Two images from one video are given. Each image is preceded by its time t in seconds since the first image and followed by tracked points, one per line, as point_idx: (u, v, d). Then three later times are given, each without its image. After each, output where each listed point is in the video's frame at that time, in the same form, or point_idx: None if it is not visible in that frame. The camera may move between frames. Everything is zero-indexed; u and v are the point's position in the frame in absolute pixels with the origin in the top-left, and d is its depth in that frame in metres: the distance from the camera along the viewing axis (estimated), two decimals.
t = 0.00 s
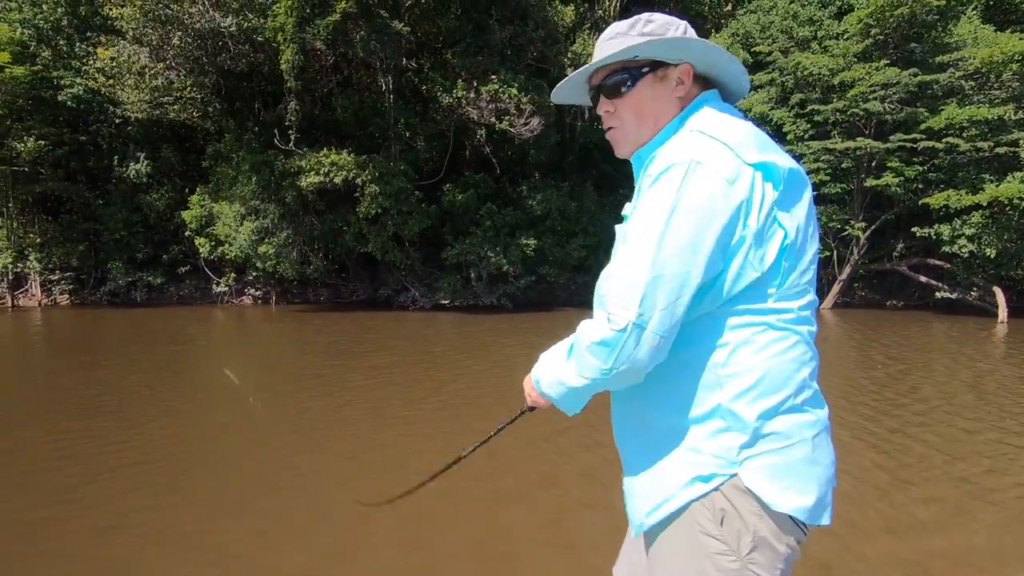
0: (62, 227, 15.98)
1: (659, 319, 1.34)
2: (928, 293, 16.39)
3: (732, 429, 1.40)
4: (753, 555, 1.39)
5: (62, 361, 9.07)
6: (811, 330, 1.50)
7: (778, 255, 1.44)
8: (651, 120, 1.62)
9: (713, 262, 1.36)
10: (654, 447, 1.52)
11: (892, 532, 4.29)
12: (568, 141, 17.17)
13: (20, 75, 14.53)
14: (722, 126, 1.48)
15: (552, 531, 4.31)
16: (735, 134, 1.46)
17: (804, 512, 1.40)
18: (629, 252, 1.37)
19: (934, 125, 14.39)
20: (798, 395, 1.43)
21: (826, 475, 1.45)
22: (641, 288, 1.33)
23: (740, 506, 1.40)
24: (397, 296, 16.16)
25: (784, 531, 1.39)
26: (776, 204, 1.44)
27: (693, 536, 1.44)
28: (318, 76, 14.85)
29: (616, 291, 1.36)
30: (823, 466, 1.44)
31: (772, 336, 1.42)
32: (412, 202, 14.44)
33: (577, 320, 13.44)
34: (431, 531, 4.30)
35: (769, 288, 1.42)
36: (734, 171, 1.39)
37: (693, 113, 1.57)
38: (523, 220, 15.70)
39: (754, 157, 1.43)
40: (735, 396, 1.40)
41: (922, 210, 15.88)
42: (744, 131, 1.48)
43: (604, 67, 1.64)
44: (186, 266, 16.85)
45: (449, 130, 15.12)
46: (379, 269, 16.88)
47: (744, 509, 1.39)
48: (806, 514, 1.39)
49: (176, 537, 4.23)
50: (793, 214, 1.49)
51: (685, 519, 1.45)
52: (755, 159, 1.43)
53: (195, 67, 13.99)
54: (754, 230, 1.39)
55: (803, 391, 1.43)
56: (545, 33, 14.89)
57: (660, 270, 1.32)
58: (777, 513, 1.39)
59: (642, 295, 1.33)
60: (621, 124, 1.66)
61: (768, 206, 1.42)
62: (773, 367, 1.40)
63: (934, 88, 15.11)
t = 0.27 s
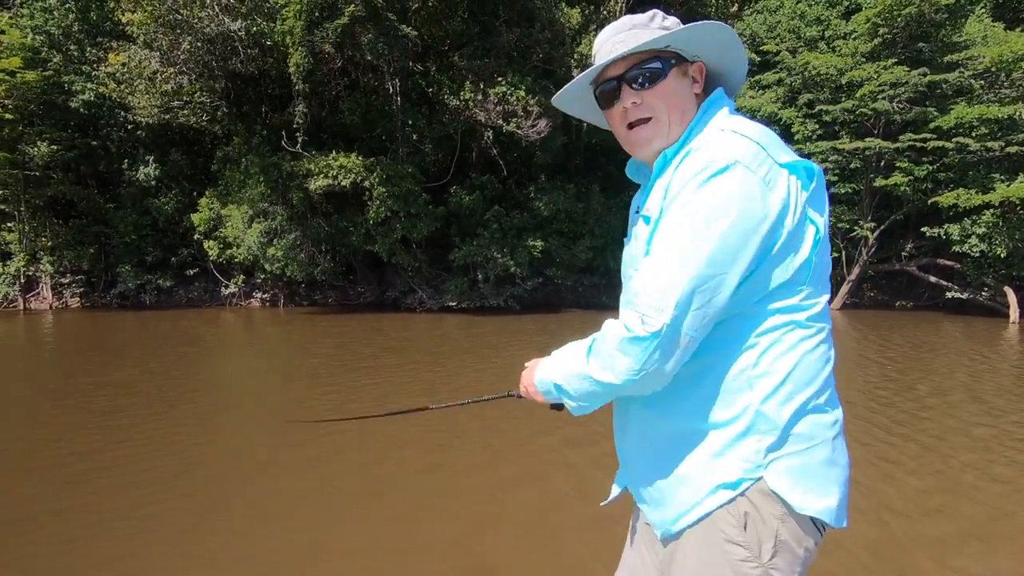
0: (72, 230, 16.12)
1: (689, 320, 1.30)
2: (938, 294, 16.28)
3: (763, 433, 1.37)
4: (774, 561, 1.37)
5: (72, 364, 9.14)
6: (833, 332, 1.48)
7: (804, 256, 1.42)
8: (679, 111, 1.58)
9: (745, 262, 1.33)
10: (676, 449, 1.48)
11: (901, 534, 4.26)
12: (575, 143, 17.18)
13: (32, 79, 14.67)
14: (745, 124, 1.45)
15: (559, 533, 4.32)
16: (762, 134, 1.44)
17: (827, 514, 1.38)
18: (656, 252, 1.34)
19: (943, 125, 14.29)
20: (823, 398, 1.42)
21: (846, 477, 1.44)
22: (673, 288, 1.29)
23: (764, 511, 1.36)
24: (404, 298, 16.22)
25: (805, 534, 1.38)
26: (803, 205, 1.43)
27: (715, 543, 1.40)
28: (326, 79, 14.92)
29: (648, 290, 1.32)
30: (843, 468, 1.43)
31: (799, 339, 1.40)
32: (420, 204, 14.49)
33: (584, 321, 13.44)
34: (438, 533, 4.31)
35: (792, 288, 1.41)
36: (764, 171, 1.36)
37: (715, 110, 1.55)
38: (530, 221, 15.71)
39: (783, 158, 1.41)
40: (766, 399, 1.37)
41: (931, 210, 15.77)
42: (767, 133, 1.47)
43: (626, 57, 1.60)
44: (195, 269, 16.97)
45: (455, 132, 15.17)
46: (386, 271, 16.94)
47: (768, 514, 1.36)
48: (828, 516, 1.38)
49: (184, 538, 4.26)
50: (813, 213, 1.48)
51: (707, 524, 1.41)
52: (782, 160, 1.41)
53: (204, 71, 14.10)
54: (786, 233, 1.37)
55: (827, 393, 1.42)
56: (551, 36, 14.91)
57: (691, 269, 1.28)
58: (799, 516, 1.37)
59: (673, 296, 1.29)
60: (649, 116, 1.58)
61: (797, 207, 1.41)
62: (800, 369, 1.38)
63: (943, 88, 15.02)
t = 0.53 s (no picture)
0: (80, 234, 16.22)
1: (715, 327, 1.26)
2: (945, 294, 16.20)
3: (787, 439, 1.35)
4: (794, 566, 1.35)
5: (80, 367, 9.20)
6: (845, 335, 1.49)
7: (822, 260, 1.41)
8: (690, 112, 1.57)
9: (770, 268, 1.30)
10: (695, 457, 1.44)
11: (908, 534, 4.25)
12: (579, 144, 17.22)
13: (41, 84, 14.75)
14: (763, 127, 1.43)
15: (566, 533, 4.33)
16: (779, 136, 1.42)
17: (843, 516, 1.39)
18: (681, 255, 1.29)
19: (950, 125, 14.22)
20: (840, 401, 1.42)
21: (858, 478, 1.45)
22: (701, 294, 1.25)
23: (786, 515, 1.34)
24: (409, 300, 16.26)
25: (823, 538, 1.37)
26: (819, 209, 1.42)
27: (737, 548, 1.36)
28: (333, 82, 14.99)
29: (671, 297, 1.27)
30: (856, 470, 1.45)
31: (818, 343, 1.39)
32: (426, 206, 14.52)
33: (589, 323, 13.45)
34: (445, 533, 4.33)
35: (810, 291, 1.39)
36: (786, 174, 1.35)
37: (727, 111, 1.53)
38: (536, 223, 15.74)
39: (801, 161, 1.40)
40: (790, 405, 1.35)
41: (939, 210, 15.70)
42: (783, 135, 1.45)
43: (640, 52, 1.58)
44: (202, 272, 17.07)
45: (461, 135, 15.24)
46: (391, 274, 16.99)
47: (790, 519, 1.34)
48: (845, 518, 1.39)
49: (193, 538, 4.29)
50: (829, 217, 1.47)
51: (728, 530, 1.38)
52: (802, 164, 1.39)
53: (212, 75, 14.19)
54: (807, 237, 1.35)
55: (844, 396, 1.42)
56: (556, 38, 14.95)
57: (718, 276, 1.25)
58: (818, 519, 1.36)
59: (701, 303, 1.25)
60: (662, 113, 1.57)
61: (816, 211, 1.40)
62: (822, 373, 1.37)
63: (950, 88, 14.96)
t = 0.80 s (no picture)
0: (87, 236, 16.30)
1: (723, 334, 1.25)
2: (952, 295, 16.12)
3: (793, 442, 1.34)
4: (798, 569, 1.34)
5: (85, 368, 9.23)
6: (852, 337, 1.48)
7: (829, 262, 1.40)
8: (695, 111, 1.58)
9: (775, 273, 1.29)
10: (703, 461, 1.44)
11: (911, 536, 4.23)
12: (584, 146, 17.21)
13: (49, 88, 14.78)
14: (769, 130, 1.42)
15: (567, 536, 4.33)
16: (783, 137, 1.41)
17: (849, 519, 1.39)
18: (688, 263, 1.28)
19: (957, 125, 14.16)
20: (847, 404, 1.41)
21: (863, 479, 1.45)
22: (707, 303, 1.24)
23: (790, 518, 1.33)
24: (415, 301, 16.28)
25: (827, 542, 1.36)
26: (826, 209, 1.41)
27: (741, 552, 1.35)
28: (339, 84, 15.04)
29: (674, 306, 1.26)
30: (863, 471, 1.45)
31: (824, 346, 1.38)
32: (432, 208, 14.53)
33: (595, 324, 13.44)
34: (446, 535, 4.33)
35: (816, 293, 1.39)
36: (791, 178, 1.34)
37: (733, 113, 1.53)
38: (540, 224, 15.75)
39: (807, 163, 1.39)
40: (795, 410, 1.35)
41: (945, 210, 15.62)
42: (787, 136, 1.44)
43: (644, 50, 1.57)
44: (208, 273, 17.12)
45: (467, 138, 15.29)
46: (396, 275, 17.02)
47: (794, 522, 1.33)
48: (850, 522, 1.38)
49: (196, 540, 4.31)
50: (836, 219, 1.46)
51: (733, 534, 1.36)
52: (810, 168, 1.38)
53: (219, 78, 14.26)
54: (812, 239, 1.34)
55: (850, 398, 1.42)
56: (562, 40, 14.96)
57: (725, 284, 1.24)
58: (823, 521, 1.35)
59: (708, 310, 1.24)
60: (668, 110, 1.57)
61: (823, 212, 1.39)
62: (829, 376, 1.37)
63: (956, 88, 14.90)
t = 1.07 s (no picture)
0: (92, 237, 16.39)
1: (732, 345, 1.25)
2: (957, 295, 16.07)
3: (795, 447, 1.35)
4: (795, 571, 1.34)
5: (88, 368, 9.26)
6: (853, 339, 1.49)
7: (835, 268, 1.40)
8: (695, 109, 1.57)
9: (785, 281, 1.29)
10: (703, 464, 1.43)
11: (912, 536, 4.21)
12: (587, 146, 17.22)
13: (54, 89, 14.72)
14: (774, 131, 1.42)
15: (566, 535, 4.33)
16: (789, 140, 1.41)
17: (844, 520, 1.40)
18: (695, 271, 1.27)
19: (962, 125, 14.12)
20: (845, 405, 1.43)
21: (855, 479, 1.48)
22: (717, 314, 1.23)
23: (788, 521, 1.34)
24: (418, 302, 16.31)
25: (823, 543, 1.37)
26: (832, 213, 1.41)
27: (739, 555, 1.35)
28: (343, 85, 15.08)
29: (690, 317, 1.25)
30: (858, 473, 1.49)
31: (828, 351, 1.38)
32: (436, 208, 14.55)
33: (597, 324, 13.46)
34: (445, 534, 4.34)
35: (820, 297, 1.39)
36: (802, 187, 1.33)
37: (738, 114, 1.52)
38: (544, 225, 15.77)
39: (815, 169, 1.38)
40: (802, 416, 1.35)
41: (950, 210, 15.58)
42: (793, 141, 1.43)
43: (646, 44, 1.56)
44: (212, 274, 17.19)
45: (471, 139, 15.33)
46: (399, 276, 17.06)
47: (792, 524, 1.34)
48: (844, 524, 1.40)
49: (195, 538, 4.32)
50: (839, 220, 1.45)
51: (732, 537, 1.36)
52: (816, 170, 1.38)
53: (224, 79, 14.32)
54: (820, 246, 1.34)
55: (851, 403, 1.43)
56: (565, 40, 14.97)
57: (735, 295, 1.24)
58: (819, 523, 1.36)
59: (718, 321, 1.23)
60: (668, 108, 1.56)
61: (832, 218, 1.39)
62: (833, 380, 1.38)
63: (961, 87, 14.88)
